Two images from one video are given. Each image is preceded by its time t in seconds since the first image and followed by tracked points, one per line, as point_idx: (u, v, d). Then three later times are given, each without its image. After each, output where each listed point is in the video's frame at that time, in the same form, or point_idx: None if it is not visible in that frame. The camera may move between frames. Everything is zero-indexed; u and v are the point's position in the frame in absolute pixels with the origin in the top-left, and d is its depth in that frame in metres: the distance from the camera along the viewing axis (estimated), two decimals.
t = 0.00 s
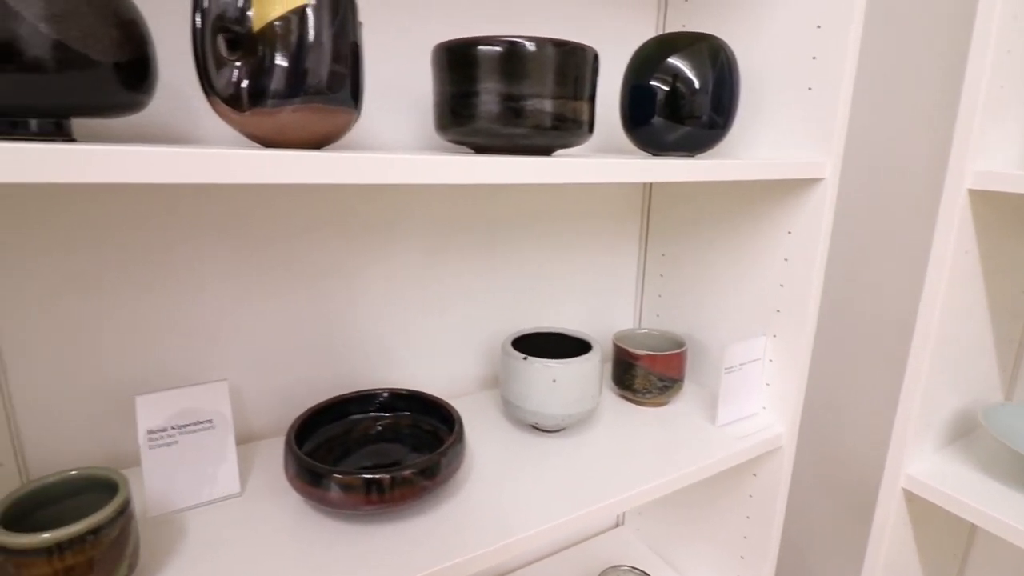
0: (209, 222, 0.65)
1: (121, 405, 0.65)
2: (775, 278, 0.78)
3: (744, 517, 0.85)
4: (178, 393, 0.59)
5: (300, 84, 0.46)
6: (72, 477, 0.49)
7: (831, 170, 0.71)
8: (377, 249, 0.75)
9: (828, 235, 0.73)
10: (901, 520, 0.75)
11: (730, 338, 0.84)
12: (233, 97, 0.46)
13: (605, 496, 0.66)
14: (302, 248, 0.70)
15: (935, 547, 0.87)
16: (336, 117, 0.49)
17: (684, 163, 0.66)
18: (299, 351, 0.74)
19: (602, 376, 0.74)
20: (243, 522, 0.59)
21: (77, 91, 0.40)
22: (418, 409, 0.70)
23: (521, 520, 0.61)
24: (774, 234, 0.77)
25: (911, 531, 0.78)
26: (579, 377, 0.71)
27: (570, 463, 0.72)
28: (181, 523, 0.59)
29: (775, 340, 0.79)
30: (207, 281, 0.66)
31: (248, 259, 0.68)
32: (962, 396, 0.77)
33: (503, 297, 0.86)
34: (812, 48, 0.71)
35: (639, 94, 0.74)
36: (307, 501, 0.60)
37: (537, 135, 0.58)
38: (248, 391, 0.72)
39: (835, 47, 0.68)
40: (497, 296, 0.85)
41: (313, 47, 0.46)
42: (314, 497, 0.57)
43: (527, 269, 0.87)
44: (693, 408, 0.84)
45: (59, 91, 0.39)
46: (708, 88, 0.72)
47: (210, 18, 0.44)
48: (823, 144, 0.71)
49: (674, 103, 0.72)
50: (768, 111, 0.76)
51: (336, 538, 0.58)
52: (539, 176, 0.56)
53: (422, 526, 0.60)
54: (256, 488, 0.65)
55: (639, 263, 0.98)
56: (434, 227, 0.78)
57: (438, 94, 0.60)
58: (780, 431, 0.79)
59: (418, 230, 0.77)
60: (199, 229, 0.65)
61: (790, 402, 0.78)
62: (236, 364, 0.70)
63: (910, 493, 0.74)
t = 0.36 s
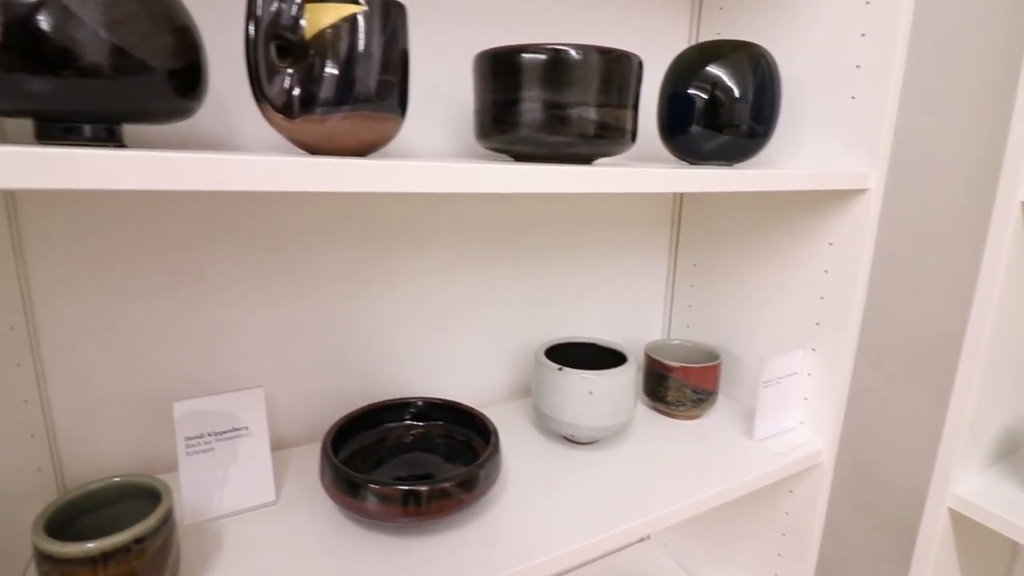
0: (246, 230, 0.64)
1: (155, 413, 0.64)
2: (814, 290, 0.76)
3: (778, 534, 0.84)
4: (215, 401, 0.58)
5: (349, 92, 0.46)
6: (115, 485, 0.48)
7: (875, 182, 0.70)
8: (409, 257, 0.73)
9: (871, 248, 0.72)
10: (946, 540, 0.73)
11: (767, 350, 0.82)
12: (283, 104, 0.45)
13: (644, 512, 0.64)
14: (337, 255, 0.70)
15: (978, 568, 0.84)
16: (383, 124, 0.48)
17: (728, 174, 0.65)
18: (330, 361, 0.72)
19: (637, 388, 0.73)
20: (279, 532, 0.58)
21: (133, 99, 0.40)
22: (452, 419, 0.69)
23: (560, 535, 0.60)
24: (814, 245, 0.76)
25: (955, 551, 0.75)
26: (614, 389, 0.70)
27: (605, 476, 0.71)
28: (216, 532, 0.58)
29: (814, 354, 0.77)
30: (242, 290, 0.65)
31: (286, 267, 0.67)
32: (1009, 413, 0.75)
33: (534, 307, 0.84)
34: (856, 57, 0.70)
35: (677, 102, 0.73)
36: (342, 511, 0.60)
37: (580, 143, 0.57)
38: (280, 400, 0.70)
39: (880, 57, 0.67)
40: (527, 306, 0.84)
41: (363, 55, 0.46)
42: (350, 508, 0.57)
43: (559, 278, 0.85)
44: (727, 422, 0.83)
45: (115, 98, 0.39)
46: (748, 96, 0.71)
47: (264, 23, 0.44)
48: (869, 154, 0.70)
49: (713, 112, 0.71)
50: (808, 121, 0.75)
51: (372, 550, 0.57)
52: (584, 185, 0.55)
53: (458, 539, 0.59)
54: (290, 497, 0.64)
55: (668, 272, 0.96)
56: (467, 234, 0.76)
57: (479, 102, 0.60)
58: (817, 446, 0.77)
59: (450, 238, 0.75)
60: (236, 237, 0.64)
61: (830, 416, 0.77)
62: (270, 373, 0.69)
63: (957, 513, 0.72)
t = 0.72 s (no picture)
0: (282, 238, 0.64)
1: (188, 420, 0.64)
2: (855, 303, 0.74)
3: (814, 553, 0.82)
4: (251, 409, 0.58)
5: (395, 100, 0.45)
6: (155, 494, 0.48)
7: (921, 193, 0.68)
8: (441, 266, 0.73)
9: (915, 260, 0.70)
10: (993, 563, 0.70)
11: (803, 365, 0.81)
12: (330, 112, 0.45)
13: (681, 530, 0.62)
14: (371, 264, 0.69)
15: None
16: (427, 133, 0.48)
17: (771, 184, 0.64)
18: (361, 371, 0.71)
19: (672, 402, 0.71)
20: (313, 543, 0.58)
21: (185, 105, 0.40)
22: (485, 431, 0.68)
23: (597, 552, 0.59)
24: (853, 257, 0.74)
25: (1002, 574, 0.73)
26: (650, 402, 0.68)
27: (640, 491, 0.69)
28: (250, 542, 0.57)
29: (853, 368, 0.75)
30: (277, 297, 0.65)
31: (320, 276, 0.67)
32: None
33: (564, 318, 0.83)
34: (900, 65, 0.68)
35: (714, 111, 0.72)
36: (376, 523, 0.59)
37: (621, 153, 0.56)
38: (311, 410, 0.70)
39: (926, 66, 0.66)
40: (557, 317, 0.82)
41: (410, 64, 0.45)
42: (384, 519, 0.56)
43: (590, 289, 0.84)
44: (761, 437, 0.81)
45: (168, 104, 0.39)
46: (788, 105, 0.70)
47: (313, 32, 0.44)
48: (913, 165, 0.68)
49: (752, 121, 0.70)
50: (849, 131, 0.74)
51: (406, 563, 0.56)
52: (625, 196, 0.55)
53: (492, 554, 0.58)
54: (322, 507, 0.63)
55: (698, 283, 0.94)
56: (499, 244, 0.76)
57: (519, 111, 0.59)
58: (856, 464, 0.75)
59: (481, 248, 0.75)
60: (272, 244, 0.64)
61: (870, 434, 0.75)
62: (302, 382, 0.68)
63: (1005, 535, 0.69)
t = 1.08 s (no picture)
0: (314, 246, 0.64)
1: (218, 428, 0.64)
2: (893, 317, 0.72)
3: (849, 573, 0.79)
4: (282, 418, 0.58)
5: (436, 109, 0.45)
6: (190, 503, 0.48)
7: (963, 205, 0.67)
8: (470, 276, 0.72)
9: (957, 274, 0.68)
10: None
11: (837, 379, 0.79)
12: (371, 120, 0.45)
13: (717, 548, 0.61)
14: (401, 273, 0.68)
15: None
16: (467, 142, 0.47)
17: (810, 194, 0.62)
18: (389, 380, 0.71)
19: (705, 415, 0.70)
20: (343, 554, 0.57)
21: (229, 114, 0.40)
22: (516, 443, 0.67)
23: (631, 569, 0.57)
24: (890, 269, 0.73)
25: None
26: (683, 416, 0.67)
27: (673, 506, 0.68)
28: (280, 553, 0.57)
29: (890, 384, 0.73)
30: (308, 306, 0.65)
31: (352, 285, 0.66)
32: None
33: (592, 328, 0.82)
34: (940, 74, 0.67)
35: (749, 120, 0.71)
36: (406, 535, 0.58)
37: (659, 162, 0.55)
38: (340, 419, 0.69)
39: (969, 75, 0.64)
40: (584, 327, 0.81)
41: (451, 72, 0.45)
42: (415, 532, 0.55)
43: (618, 299, 0.83)
44: (794, 453, 0.79)
45: (213, 112, 0.39)
46: (825, 114, 0.68)
47: (357, 41, 0.43)
48: (955, 176, 0.67)
49: (787, 130, 0.69)
50: (887, 141, 0.73)
51: None
52: (663, 206, 0.54)
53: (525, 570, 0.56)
54: (351, 518, 0.62)
55: (727, 294, 0.93)
56: (529, 253, 0.75)
57: (555, 119, 0.59)
58: (894, 482, 0.73)
59: (511, 257, 0.74)
60: (304, 252, 0.63)
61: (908, 452, 0.73)
62: (330, 391, 0.68)
63: None
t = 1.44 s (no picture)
0: (341, 254, 0.63)
1: (245, 435, 0.63)
2: (928, 329, 0.71)
3: None
4: (310, 426, 0.57)
5: (473, 118, 0.44)
6: (223, 513, 0.48)
7: (1003, 215, 0.65)
8: (496, 284, 0.71)
9: (996, 286, 0.66)
10: None
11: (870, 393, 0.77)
12: (408, 129, 0.44)
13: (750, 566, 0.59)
14: (427, 281, 0.68)
15: None
16: (502, 150, 0.47)
17: (847, 204, 0.61)
18: (415, 389, 0.70)
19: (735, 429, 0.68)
20: (371, 566, 0.56)
21: (268, 122, 0.39)
22: (544, 455, 0.66)
23: None
24: (926, 281, 0.71)
25: None
26: (713, 430, 0.65)
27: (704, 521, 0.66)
28: (307, 564, 0.56)
29: (926, 399, 0.71)
30: (335, 314, 0.64)
31: (379, 294, 0.66)
32: None
33: (618, 339, 0.81)
34: (979, 82, 0.65)
35: (781, 128, 0.70)
36: (433, 547, 0.57)
37: (694, 171, 0.54)
38: (365, 428, 0.69)
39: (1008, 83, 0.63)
40: (610, 337, 0.80)
41: (489, 81, 0.44)
42: (443, 544, 0.54)
43: (645, 309, 0.81)
44: (825, 468, 0.77)
45: (254, 120, 0.39)
46: (859, 123, 0.67)
47: (395, 49, 0.43)
48: (994, 186, 0.65)
49: (820, 139, 0.68)
50: (922, 150, 0.71)
51: None
52: (698, 216, 0.53)
53: None
54: (377, 528, 0.62)
55: (754, 305, 0.91)
56: (555, 262, 0.74)
57: (588, 128, 0.58)
58: (930, 499, 0.71)
59: (538, 265, 0.73)
60: (331, 260, 0.63)
61: (945, 468, 0.71)
62: (356, 400, 0.67)
63: None
